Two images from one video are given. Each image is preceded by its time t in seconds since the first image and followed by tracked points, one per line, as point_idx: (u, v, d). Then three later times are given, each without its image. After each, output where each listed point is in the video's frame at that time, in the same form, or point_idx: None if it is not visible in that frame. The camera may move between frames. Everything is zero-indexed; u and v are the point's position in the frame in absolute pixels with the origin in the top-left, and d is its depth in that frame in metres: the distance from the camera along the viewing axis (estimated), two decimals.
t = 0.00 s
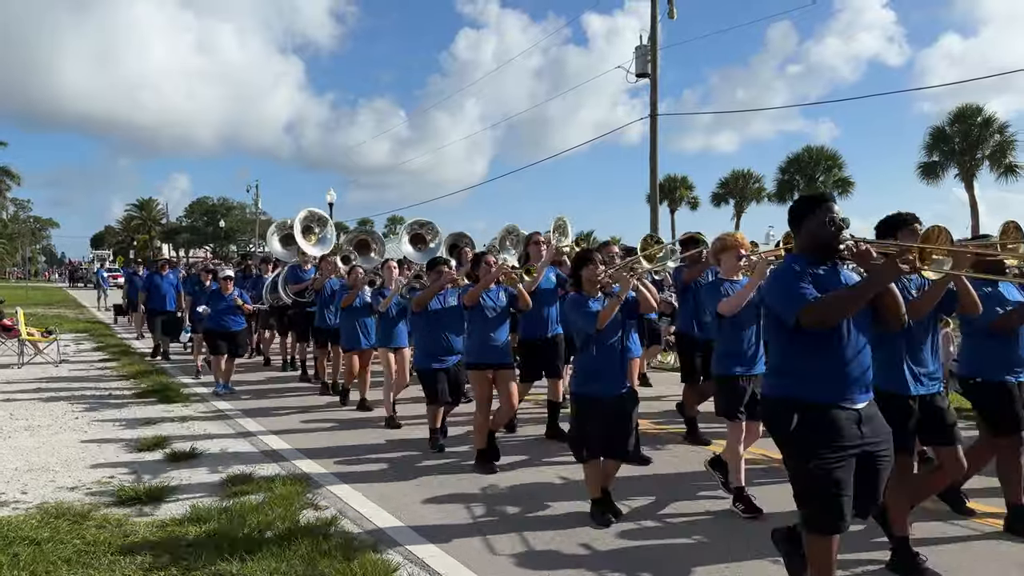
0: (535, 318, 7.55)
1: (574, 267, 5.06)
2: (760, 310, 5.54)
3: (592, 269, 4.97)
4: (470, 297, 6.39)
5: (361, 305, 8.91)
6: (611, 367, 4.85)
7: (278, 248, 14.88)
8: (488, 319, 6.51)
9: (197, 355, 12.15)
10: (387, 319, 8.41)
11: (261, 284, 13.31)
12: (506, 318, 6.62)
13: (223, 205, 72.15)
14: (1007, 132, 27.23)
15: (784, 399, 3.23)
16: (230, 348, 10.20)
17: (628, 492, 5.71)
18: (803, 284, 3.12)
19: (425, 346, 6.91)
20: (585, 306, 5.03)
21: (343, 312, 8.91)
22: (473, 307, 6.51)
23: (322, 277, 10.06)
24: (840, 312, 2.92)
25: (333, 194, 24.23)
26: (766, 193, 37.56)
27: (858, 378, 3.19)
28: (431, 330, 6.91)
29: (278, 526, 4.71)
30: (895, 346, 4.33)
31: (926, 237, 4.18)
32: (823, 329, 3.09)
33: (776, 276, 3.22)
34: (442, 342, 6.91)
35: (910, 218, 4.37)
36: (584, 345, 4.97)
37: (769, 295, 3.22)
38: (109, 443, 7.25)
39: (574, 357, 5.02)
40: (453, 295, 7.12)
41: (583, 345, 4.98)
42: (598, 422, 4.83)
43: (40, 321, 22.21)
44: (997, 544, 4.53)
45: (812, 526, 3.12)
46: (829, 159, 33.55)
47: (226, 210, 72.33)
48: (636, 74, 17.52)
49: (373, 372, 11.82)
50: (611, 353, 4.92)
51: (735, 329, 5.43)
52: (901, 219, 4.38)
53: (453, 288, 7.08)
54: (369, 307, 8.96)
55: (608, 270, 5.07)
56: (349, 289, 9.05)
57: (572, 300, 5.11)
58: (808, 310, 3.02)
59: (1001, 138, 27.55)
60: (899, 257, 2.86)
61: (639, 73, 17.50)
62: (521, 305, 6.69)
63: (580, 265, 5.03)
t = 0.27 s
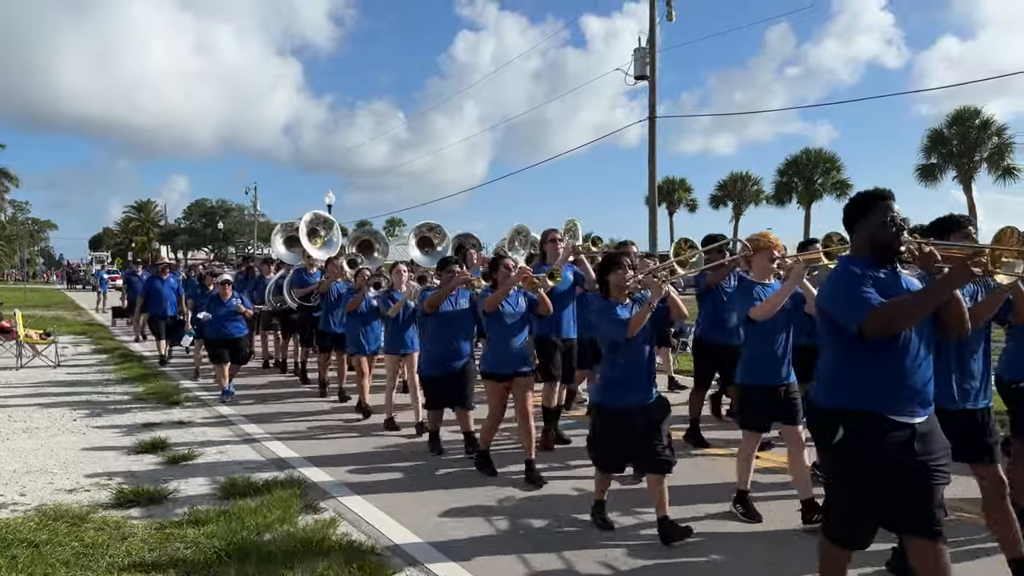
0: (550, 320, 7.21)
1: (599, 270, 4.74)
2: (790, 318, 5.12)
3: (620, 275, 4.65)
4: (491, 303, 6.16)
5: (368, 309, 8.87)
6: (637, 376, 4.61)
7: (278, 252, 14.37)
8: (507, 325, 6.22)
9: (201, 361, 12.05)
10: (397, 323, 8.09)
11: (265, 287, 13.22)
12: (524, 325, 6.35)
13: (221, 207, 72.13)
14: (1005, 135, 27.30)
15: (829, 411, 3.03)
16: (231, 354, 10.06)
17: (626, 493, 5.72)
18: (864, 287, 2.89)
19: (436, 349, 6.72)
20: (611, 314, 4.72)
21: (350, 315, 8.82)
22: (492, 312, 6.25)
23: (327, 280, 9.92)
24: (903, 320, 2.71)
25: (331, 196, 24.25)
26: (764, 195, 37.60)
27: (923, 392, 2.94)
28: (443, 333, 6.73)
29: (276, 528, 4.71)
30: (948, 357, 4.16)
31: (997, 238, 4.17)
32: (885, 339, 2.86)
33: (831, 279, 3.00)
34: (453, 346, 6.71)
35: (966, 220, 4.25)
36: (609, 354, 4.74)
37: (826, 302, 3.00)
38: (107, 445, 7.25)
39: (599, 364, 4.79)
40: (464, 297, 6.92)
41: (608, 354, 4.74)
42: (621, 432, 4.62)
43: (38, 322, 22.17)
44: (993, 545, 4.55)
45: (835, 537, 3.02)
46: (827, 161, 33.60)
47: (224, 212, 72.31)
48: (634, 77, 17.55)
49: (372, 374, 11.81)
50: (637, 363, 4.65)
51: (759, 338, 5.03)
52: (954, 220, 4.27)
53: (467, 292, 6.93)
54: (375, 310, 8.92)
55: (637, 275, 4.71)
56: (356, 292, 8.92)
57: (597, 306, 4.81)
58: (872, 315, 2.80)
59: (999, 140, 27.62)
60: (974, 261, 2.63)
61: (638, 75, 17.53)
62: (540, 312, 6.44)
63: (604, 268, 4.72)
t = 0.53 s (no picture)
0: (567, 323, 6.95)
1: (632, 270, 4.61)
2: (835, 325, 5.05)
3: (654, 273, 4.48)
4: (512, 303, 5.97)
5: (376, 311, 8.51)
6: (675, 384, 4.39)
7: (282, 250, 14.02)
8: (529, 325, 6.02)
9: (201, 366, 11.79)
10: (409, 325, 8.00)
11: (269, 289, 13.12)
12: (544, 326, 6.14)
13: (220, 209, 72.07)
14: (1004, 137, 27.34)
15: (901, 421, 2.95)
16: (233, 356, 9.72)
17: (626, 495, 5.73)
18: (935, 291, 2.82)
19: (456, 354, 6.36)
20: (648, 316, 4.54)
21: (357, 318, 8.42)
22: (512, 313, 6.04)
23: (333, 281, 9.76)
24: (977, 327, 2.63)
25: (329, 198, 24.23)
26: (763, 197, 37.65)
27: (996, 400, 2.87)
28: (463, 337, 6.40)
29: (276, 530, 4.71)
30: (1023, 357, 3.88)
31: None
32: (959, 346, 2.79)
33: (897, 283, 2.95)
34: (474, 351, 6.36)
35: None
36: (644, 359, 4.50)
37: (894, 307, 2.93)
38: (106, 447, 7.24)
39: (634, 371, 4.56)
40: (484, 300, 6.55)
41: (643, 359, 4.50)
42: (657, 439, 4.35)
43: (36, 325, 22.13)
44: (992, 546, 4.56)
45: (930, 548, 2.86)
46: (826, 163, 33.63)
47: (222, 213, 72.25)
48: (632, 79, 17.57)
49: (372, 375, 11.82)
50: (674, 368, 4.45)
51: (799, 344, 4.97)
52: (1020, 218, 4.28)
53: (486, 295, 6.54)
54: (382, 312, 8.56)
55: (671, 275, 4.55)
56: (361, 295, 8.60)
57: (631, 309, 4.62)
58: (944, 321, 2.73)
59: (997, 142, 27.67)
60: None
61: (636, 77, 17.54)
62: (562, 310, 6.34)
63: (639, 267, 4.57)
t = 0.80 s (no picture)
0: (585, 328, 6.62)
1: (663, 273, 4.18)
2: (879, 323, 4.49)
3: (687, 277, 4.06)
4: (530, 309, 5.45)
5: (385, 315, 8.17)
6: (708, 398, 4.04)
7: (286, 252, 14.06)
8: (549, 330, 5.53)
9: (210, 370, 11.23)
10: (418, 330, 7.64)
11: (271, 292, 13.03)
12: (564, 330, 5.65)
13: (219, 210, 72.06)
14: (1002, 138, 27.38)
15: (965, 431, 2.96)
16: (240, 361, 9.47)
17: (623, 497, 5.75)
18: (1009, 299, 2.74)
19: (470, 360, 5.95)
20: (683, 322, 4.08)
21: (365, 321, 8.10)
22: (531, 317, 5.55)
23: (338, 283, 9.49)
24: None
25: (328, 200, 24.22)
26: (762, 198, 37.65)
27: None
28: (476, 342, 5.93)
29: (274, 532, 4.72)
30: None
31: None
32: None
33: (969, 288, 2.88)
34: (489, 356, 5.94)
35: None
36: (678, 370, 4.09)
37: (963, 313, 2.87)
38: (105, 448, 7.25)
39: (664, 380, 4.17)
40: (500, 302, 6.07)
41: (677, 370, 4.09)
42: (687, 453, 3.97)
43: (34, 325, 22.12)
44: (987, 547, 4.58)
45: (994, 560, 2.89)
46: (825, 164, 33.66)
47: (221, 215, 72.22)
48: (632, 80, 17.58)
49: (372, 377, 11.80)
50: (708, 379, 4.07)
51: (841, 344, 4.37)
52: None
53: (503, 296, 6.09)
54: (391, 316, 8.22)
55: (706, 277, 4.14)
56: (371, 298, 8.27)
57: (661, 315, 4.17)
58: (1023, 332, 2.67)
59: (995, 144, 27.72)
60: None
61: (635, 78, 17.54)
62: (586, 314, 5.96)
63: (671, 267, 4.14)
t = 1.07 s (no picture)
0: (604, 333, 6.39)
1: (696, 270, 3.88)
2: (920, 329, 4.17)
3: (727, 274, 3.76)
4: (552, 307, 5.12)
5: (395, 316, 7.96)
6: (745, 400, 3.74)
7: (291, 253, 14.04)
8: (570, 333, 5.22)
9: (213, 373, 11.10)
10: (427, 330, 7.40)
11: (272, 293, 13.00)
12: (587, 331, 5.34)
13: (218, 211, 72.06)
14: (1001, 140, 27.41)
15: None
16: (243, 364, 9.27)
17: (622, 497, 5.76)
18: None
19: (485, 362, 5.74)
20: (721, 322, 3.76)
21: (375, 322, 7.92)
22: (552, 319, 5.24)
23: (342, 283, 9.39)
24: None
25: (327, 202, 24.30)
26: (761, 199, 37.69)
27: None
28: (490, 347, 5.74)
29: (274, 532, 4.72)
30: None
31: None
32: None
33: None
34: (506, 359, 5.73)
35: None
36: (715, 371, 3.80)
37: None
38: (104, 449, 7.25)
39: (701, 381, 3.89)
40: (516, 304, 5.88)
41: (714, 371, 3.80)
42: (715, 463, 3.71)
43: (32, 326, 22.13)
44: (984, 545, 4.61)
45: None
46: (823, 165, 33.68)
47: (220, 216, 72.23)
48: (631, 81, 17.58)
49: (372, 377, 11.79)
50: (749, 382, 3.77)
51: (881, 351, 4.11)
52: None
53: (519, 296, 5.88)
54: (403, 317, 8.01)
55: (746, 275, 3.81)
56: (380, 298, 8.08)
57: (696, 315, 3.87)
58: None
59: (994, 145, 27.75)
60: None
61: (634, 79, 17.55)
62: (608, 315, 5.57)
63: (706, 264, 3.84)
